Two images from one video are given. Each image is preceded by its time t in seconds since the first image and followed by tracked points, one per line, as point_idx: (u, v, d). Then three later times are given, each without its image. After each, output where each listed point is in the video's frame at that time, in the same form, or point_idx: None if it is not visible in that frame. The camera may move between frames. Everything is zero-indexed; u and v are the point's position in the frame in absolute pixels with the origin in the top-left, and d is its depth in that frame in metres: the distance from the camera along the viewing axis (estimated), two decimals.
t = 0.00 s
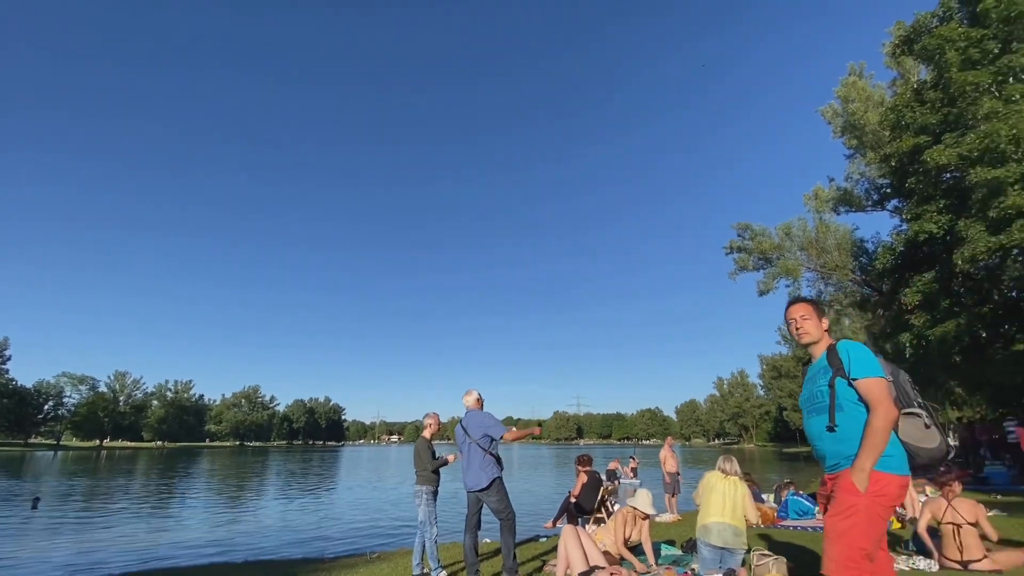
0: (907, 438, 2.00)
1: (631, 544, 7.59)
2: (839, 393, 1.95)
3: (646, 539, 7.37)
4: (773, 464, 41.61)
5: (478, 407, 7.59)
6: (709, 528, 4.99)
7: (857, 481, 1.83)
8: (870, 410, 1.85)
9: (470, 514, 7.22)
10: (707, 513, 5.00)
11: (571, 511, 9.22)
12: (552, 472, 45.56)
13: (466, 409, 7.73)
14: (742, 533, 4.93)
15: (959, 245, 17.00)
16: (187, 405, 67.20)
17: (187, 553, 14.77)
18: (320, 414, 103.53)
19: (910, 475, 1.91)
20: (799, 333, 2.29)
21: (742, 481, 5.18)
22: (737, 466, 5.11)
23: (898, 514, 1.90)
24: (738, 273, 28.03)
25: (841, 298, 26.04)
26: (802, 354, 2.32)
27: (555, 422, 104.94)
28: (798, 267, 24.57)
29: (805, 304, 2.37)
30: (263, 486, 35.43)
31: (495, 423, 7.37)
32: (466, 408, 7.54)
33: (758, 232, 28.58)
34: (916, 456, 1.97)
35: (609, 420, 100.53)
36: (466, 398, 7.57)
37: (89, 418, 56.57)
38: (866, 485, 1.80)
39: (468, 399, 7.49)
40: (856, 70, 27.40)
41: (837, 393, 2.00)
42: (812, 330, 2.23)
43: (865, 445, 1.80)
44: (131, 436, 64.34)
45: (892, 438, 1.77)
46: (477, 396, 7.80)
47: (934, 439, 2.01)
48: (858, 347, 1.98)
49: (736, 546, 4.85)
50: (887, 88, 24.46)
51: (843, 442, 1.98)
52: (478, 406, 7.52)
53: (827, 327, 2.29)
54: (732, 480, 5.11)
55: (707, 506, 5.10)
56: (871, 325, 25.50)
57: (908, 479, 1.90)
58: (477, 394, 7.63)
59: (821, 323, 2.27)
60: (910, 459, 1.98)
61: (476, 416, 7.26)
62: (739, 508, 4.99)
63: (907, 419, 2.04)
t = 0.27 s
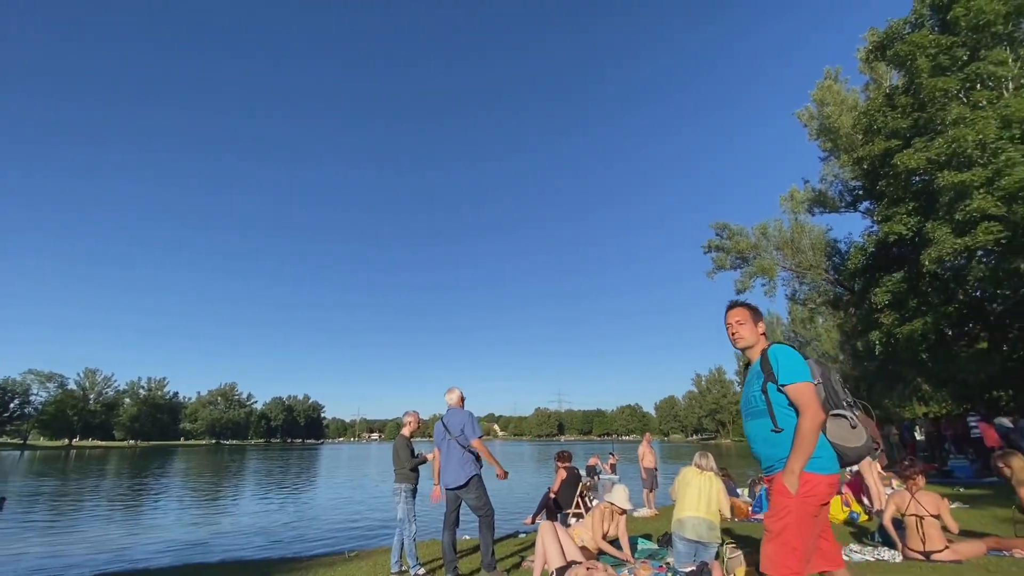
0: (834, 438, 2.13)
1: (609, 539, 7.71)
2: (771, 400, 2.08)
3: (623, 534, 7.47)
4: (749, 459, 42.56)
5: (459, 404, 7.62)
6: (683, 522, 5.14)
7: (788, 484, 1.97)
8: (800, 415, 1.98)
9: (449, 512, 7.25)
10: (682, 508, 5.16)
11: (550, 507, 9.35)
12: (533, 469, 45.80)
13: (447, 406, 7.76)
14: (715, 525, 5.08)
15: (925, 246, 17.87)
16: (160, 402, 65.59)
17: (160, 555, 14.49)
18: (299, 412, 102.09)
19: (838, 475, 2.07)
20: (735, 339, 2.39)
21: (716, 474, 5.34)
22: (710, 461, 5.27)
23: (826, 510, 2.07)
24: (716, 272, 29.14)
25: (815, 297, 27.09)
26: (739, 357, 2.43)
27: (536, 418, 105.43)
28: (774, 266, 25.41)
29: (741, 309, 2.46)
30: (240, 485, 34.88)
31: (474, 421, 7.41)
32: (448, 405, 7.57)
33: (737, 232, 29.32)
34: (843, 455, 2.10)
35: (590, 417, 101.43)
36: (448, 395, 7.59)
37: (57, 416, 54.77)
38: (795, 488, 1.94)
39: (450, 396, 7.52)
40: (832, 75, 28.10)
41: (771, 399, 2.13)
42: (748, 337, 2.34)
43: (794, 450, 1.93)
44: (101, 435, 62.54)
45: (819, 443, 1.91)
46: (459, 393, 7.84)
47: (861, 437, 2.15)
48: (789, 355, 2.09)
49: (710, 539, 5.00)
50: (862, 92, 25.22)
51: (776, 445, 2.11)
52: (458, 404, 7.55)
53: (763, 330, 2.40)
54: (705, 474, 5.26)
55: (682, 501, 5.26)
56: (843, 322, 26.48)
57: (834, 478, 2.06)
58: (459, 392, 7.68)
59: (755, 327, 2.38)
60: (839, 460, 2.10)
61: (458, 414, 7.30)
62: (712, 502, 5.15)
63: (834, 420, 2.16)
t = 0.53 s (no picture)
0: (758, 435, 2.28)
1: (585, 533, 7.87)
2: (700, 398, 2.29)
3: (598, 529, 7.61)
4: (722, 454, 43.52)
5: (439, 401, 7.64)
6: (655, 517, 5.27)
7: (713, 480, 2.19)
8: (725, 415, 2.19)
9: (424, 508, 7.25)
10: (655, 505, 5.28)
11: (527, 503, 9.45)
12: (511, 465, 45.95)
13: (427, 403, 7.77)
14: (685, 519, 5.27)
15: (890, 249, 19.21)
16: (129, 399, 63.59)
17: (126, 556, 14.11)
18: (274, 409, 100.22)
19: (759, 466, 2.29)
20: (669, 337, 2.55)
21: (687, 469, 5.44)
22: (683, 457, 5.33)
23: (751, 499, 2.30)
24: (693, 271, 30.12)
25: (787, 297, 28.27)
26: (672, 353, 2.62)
27: (515, 416, 105.72)
28: (748, 266, 26.55)
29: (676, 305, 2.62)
30: (212, 484, 34.13)
31: (451, 417, 7.46)
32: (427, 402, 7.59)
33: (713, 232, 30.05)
34: (765, 450, 2.26)
35: (569, 414, 102.24)
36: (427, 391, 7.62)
37: (17, 413, 52.56)
38: (718, 483, 2.17)
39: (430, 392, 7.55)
40: (807, 80, 28.86)
41: (699, 396, 2.35)
42: (682, 336, 2.50)
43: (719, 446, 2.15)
44: (64, 433, 60.30)
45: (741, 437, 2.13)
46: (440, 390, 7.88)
47: (782, 433, 2.29)
48: (716, 353, 2.30)
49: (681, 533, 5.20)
50: (834, 98, 26.08)
51: (705, 441, 2.33)
52: (437, 401, 7.58)
53: (695, 327, 2.55)
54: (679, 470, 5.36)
55: (655, 496, 5.36)
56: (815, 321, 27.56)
57: (757, 469, 2.27)
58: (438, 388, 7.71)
59: (687, 323, 2.54)
60: (761, 454, 2.28)
61: (439, 411, 7.34)
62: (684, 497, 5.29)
63: (757, 418, 2.29)
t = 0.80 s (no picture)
0: (695, 429, 2.38)
1: (558, 527, 7.98)
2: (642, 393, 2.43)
3: (571, 525, 7.73)
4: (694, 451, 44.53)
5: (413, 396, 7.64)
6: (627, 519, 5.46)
7: (658, 476, 2.33)
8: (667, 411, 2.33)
9: (397, 505, 7.25)
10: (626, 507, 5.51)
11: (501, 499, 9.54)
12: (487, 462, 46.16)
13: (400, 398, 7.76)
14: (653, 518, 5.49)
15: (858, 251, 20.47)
16: (93, 395, 61.53)
17: (88, 557, 13.72)
18: (247, 405, 98.27)
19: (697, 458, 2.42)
20: (611, 330, 2.68)
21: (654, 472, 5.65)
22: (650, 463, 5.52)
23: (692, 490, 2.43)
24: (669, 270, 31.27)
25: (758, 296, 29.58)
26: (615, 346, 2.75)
27: (492, 412, 106.10)
28: (723, 267, 27.91)
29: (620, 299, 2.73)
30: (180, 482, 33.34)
31: (428, 413, 7.48)
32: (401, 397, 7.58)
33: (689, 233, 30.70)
34: (699, 442, 2.38)
35: (546, 411, 103.14)
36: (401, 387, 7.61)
37: None
38: (660, 477, 2.31)
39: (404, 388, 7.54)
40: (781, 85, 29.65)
41: (642, 390, 2.49)
42: (625, 332, 2.63)
43: (662, 440, 2.29)
44: (24, 430, 58.03)
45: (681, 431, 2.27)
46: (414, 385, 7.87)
47: (714, 426, 2.38)
48: (656, 349, 2.45)
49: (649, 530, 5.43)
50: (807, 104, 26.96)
51: (649, 436, 2.45)
52: (411, 397, 7.57)
53: (637, 321, 2.68)
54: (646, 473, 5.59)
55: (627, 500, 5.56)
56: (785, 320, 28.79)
57: (696, 461, 2.40)
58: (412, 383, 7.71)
59: (630, 318, 2.66)
60: (696, 447, 2.40)
61: (413, 406, 7.35)
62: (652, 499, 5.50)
63: (694, 412, 2.39)
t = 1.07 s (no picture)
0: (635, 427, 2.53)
1: (529, 523, 8.03)
2: (590, 390, 2.53)
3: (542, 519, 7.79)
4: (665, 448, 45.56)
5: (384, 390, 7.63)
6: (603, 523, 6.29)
7: (602, 472, 2.41)
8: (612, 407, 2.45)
9: (368, 501, 7.22)
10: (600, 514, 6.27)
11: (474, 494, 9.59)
12: (462, 458, 46.22)
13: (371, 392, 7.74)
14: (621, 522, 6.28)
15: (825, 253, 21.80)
16: (53, 388, 59.25)
17: (43, 555, 13.25)
18: (216, 400, 96.13)
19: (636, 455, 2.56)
20: (556, 326, 2.81)
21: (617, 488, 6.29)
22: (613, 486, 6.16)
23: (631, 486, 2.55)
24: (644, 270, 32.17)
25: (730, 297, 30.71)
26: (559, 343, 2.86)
27: (469, 409, 106.56)
28: (696, 267, 28.94)
29: (565, 298, 2.86)
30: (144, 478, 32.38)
31: (402, 409, 7.48)
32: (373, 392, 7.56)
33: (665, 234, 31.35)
34: (637, 441, 2.52)
35: (522, 407, 104.21)
36: (373, 381, 7.58)
37: None
38: (604, 476, 2.40)
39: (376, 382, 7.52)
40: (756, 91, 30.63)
41: (588, 388, 2.59)
42: (570, 327, 2.77)
43: (606, 438, 2.40)
44: None
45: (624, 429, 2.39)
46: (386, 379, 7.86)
47: (651, 426, 2.58)
48: (603, 348, 2.58)
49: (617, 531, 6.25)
50: (780, 110, 27.98)
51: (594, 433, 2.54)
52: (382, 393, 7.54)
53: (581, 319, 2.82)
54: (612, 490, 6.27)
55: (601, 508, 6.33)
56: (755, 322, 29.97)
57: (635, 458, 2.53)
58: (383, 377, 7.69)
59: (575, 315, 2.80)
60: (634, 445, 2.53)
61: (384, 400, 7.34)
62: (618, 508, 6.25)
63: (635, 411, 2.58)
